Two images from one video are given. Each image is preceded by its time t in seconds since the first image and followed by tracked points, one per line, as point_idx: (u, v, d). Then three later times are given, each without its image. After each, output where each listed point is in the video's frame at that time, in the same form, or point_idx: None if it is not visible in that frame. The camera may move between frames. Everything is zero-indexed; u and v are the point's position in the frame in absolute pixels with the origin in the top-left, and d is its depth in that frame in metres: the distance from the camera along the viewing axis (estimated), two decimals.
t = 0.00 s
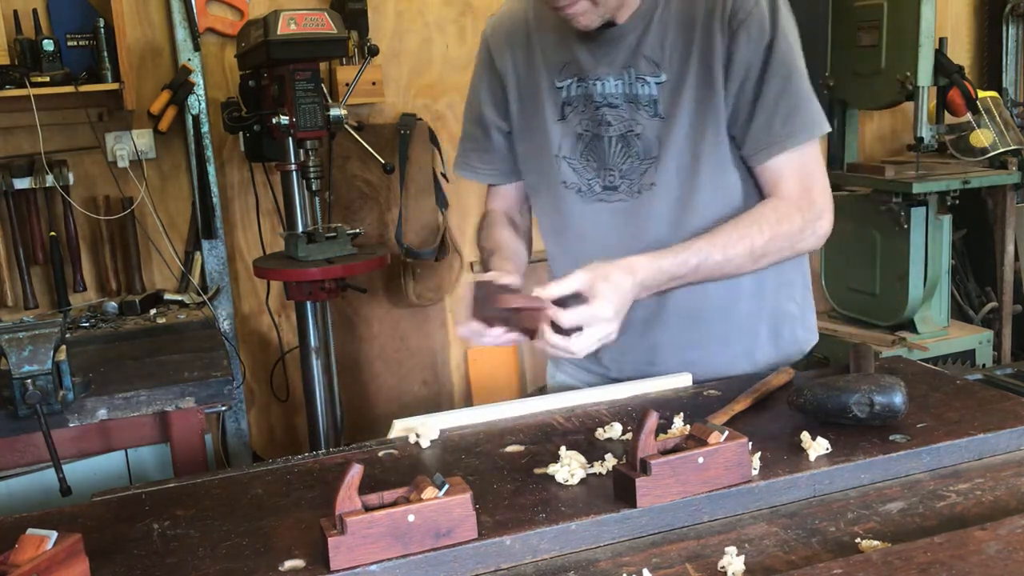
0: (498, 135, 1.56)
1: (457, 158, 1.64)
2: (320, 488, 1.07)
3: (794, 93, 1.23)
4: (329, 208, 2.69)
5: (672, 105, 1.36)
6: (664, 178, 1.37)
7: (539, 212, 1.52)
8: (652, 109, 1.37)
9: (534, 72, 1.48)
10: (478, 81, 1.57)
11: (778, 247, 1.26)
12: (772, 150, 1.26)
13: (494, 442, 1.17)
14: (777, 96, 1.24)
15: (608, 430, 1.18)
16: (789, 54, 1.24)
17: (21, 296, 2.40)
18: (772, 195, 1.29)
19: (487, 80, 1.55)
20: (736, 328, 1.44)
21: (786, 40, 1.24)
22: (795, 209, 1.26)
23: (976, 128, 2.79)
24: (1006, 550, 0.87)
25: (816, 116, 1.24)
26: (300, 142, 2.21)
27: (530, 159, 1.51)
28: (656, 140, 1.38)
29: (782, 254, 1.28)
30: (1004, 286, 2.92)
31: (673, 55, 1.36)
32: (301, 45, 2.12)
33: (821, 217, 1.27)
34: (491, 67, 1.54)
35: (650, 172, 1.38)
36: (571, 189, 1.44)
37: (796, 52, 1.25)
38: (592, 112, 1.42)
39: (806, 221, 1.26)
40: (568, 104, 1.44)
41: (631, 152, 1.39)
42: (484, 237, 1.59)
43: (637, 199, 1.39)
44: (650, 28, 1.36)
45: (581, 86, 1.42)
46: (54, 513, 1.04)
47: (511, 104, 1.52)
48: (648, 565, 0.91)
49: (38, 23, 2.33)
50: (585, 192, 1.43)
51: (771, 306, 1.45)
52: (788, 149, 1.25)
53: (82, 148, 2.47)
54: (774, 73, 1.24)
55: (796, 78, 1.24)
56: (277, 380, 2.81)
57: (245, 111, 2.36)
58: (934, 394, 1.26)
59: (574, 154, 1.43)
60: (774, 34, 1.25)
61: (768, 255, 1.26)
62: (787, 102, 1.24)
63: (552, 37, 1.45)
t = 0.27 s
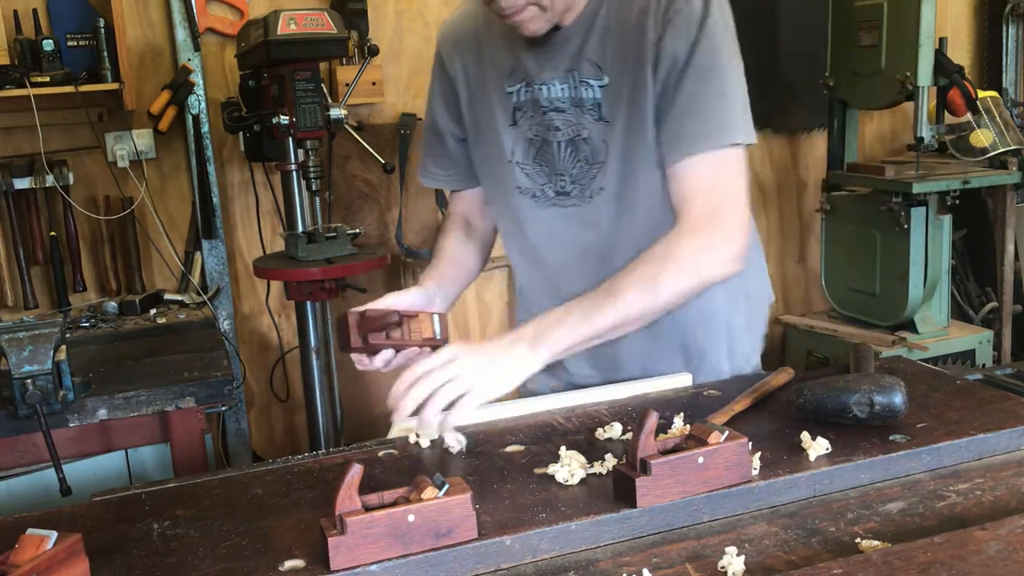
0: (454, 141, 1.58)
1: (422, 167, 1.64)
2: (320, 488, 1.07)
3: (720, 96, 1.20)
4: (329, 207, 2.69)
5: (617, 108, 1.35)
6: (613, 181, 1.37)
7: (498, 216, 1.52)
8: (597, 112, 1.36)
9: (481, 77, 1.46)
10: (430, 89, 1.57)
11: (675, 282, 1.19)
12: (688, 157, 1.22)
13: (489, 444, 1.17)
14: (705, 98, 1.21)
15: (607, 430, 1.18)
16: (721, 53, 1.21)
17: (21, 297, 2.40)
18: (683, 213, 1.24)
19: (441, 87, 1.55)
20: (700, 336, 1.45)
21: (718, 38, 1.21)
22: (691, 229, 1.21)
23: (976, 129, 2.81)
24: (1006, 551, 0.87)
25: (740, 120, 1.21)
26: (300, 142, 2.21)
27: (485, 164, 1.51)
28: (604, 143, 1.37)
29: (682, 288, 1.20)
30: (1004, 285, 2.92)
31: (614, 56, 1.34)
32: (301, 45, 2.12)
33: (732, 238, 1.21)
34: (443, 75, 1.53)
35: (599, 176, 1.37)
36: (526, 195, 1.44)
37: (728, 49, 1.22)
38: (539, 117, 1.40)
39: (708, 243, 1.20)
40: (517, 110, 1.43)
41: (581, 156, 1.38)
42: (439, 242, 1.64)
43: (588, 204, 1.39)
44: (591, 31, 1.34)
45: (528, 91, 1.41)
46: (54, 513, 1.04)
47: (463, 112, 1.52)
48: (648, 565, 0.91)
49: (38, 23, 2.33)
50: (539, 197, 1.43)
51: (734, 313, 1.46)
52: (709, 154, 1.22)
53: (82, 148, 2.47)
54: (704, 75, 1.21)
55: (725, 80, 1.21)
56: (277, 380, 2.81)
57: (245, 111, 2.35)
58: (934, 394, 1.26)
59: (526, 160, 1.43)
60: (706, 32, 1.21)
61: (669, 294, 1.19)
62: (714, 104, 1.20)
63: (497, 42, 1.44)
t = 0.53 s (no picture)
0: (423, 146, 1.61)
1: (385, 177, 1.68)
2: (320, 488, 1.07)
3: (689, 72, 1.19)
4: (329, 208, 2.69)
5: (577, 102, 1.35)
6: (579, 176, 1.37)
7: (467, 219, 1.53)
8: (557, 107, 1.36)
9: (442, 78, 1.48)
10: (393, 97, 1.59)
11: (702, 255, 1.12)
12: (678, 131, 1.19)
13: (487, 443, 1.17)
14: (672, 76, 1.20)
15: (607, 430, 1.18)
16: (685, 34, 1.21)
17: (21, 297, 2.40)
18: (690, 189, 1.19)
19: (406, 91, 1.57)
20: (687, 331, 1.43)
21: (679, 20, 1.22)
22: (707, 200, 1.15)
23: (976, 128, 2.81)
24: (1006, 551, 0.87)
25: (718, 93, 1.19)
26: (300, 142, 2.21)
27: (452, 167, 1.52)
28: (566, 138, 1.37)
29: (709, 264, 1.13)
30: (1004, 286, 2.92)
31: (573, 49, 1.35)
32: (301, 45, 2.12)
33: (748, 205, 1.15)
34: (405, 81, 1.56)
35: (565, 172, 1.38)
36: (492, 196, 1.45)
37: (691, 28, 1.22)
38: (500, 116, 1.42)
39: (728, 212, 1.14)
40: (477, 111, 1.44)
41: (544, 153, 1.38)
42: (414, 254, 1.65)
43: (554, 201, 1.39)
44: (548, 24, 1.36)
45: (487, 91, 1.42)
46: (54, 513, 1.04)
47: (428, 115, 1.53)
48: (647, 565, 0.91)
49: (38, 23, 2.33)
50: (505, 199, 1.44)
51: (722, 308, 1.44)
52: (695, 127, 1.18)
53: (82, 148, 2.47)
54: (671, 55, 1.21)
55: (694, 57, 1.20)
56: (277, 379, 2.81)
57: (245, 110, 2.35)
58: (935, 394, 1.26)
59: (490, 162, 1.44)
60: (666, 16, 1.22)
61: (701, 268, 1.12)
62: (683, 82, 1.19)
63: (456, 42, 1.46)
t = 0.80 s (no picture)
0: (404, 158, 1.59)
1: (366, 196, 1.66)
2: (320, 488, 1.07)
3: (676, 59, 1.28)
4: (329, 208, 2.69)
5: (564, 98, 1.38)
6: (570, 172, 1.38)
7: (455, 227, 1.51)
8: (544, 105, 1.39)
9: (424, 84, 1.50)
10: (370, 110, 1.60)
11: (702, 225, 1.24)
12: (670, 116, 1.27)
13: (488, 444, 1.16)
14: (661, 64, 1.28)
15: (607, 430, 1.18)
16: (664, 26, 1.30)
17: (21, 297, 2.40)
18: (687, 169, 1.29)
19: (385, 106, 1.57)
20: (681, 322, 1.45)
21: (660, 13, 1.30)
22: (707, 176, 1.26)
23: (976, 128, 2.81)
24: (1006, 551, 0.87)
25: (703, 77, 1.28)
26: (300, 142, 2.21)
27: (438, 173, 1.52)
28: (555, 135, 1.39)
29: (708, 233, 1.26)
30: (1004, 286, 2.92)
31: (555, 48, 1.39)
32: (301, 45, 2.12)
33: (742, 175, 1.27)
34: (382, 92, 1.57)
35: (555, 168, 1.39)
36: (481, 200, 1.45)
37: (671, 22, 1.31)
38: (484, 118, 1.43)
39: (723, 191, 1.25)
40: (461, 115, 1.46)
41: (533, 151, 1.40)
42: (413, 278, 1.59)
43: (546, 199, 1.40)
44: (528, 25, 1.39)
45: (471, 94, 1.44)
46: (54, 513, 1.04)
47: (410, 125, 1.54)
48: (647, 565, 0.91)
49: (38, 23, 2.33)
50: (493, 201, 1.44)
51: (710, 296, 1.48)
52: (689, 112, 1.28)
53: (82, 148, 2.47)
54: (658, 46, 1.29)
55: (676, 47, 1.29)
56: (277, 379, 2.81)
57: (245, 110, 2.36)
58: (935, 394, 1.26)
59: (475, 166, 1.45)
60: (647, 10, 1.31)
61: (698, 237, 1.25)
62: (672, 68, 1.27)
63: (435, 49, 1.48)
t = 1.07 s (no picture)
0: (393, 159, 1.60)
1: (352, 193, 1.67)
2: (320, 488, 1.07)
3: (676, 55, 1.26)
4: (329, 208, 2.69)
5: (559, 98, 1.39)
6: (563, 172, 1.40)
7: (445, 227, 1.52)
8: (541, 104, 1.40)
9: (418, 83, 1.50)
10: (361, 108, 1.59)
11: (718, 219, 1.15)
12: (668, 113, 1.24)
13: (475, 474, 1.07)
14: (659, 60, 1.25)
15: (607, 430, 1.18)
16: (662, 24, 1.28)
17: (21, 297, 2.40)
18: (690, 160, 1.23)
19: (379, 106, 1.57)
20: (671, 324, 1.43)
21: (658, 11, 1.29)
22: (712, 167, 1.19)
23: (976, 128, 2.81)
24: (1006, 550, 0.87)
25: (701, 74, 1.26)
26: (300, 142, 2.21)
27: (430, 173, 1.52)
28: (551, 135, 1.40)
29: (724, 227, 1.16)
30: (1004, 286, 2.92)
31: (552, 48, 1.39)
32: (301, 45, 2.12)
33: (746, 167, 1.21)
34: (374, 91, 1.56)
35: (550, 169, 1.40)
36: (475, 199, 1.46)
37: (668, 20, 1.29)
38: (481, 118, 1.43)
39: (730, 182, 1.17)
40: (456, 115, 1.46)
41: (529, 151, 1.41)
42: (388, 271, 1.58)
43: (540, 198, 1.41)
44: (525, 25, 1.39)
45: (466, 94, 1.44)
46: (54, 513, 1.04)
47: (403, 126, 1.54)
48: (647, 565, 0.91)
49: (38, 23, 2.33)
50: (488, 201, 1.45)
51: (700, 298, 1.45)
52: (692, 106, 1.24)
53: (82, 148, 2.47)
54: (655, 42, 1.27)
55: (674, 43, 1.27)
56: (277, 380, 2.81)
57: (245, 110, 2.36)
58: (935, 394, 1.26)
59: (470, 166, 1.45)
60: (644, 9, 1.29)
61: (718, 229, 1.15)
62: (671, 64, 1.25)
63: (430, 48, 1.48)
